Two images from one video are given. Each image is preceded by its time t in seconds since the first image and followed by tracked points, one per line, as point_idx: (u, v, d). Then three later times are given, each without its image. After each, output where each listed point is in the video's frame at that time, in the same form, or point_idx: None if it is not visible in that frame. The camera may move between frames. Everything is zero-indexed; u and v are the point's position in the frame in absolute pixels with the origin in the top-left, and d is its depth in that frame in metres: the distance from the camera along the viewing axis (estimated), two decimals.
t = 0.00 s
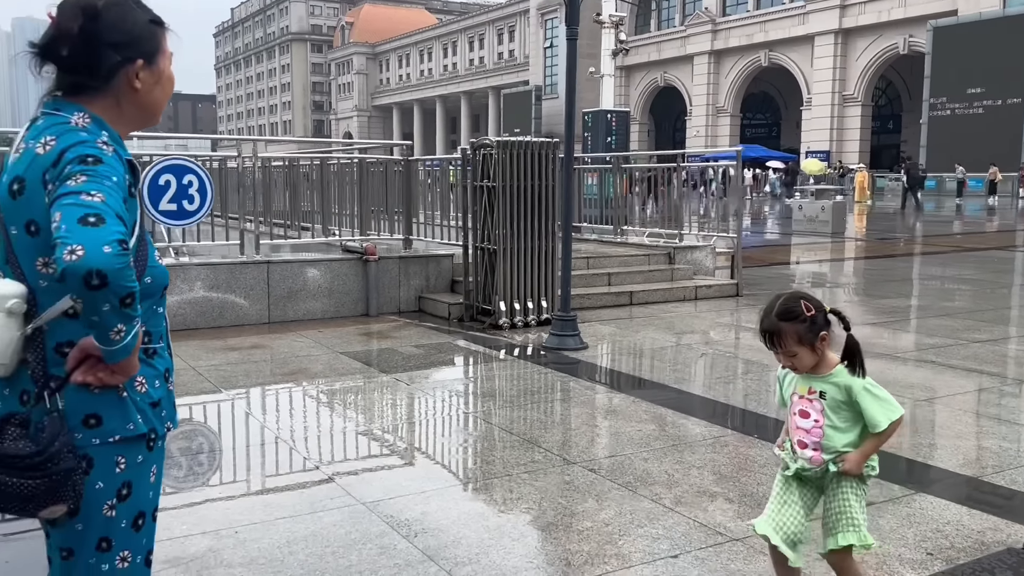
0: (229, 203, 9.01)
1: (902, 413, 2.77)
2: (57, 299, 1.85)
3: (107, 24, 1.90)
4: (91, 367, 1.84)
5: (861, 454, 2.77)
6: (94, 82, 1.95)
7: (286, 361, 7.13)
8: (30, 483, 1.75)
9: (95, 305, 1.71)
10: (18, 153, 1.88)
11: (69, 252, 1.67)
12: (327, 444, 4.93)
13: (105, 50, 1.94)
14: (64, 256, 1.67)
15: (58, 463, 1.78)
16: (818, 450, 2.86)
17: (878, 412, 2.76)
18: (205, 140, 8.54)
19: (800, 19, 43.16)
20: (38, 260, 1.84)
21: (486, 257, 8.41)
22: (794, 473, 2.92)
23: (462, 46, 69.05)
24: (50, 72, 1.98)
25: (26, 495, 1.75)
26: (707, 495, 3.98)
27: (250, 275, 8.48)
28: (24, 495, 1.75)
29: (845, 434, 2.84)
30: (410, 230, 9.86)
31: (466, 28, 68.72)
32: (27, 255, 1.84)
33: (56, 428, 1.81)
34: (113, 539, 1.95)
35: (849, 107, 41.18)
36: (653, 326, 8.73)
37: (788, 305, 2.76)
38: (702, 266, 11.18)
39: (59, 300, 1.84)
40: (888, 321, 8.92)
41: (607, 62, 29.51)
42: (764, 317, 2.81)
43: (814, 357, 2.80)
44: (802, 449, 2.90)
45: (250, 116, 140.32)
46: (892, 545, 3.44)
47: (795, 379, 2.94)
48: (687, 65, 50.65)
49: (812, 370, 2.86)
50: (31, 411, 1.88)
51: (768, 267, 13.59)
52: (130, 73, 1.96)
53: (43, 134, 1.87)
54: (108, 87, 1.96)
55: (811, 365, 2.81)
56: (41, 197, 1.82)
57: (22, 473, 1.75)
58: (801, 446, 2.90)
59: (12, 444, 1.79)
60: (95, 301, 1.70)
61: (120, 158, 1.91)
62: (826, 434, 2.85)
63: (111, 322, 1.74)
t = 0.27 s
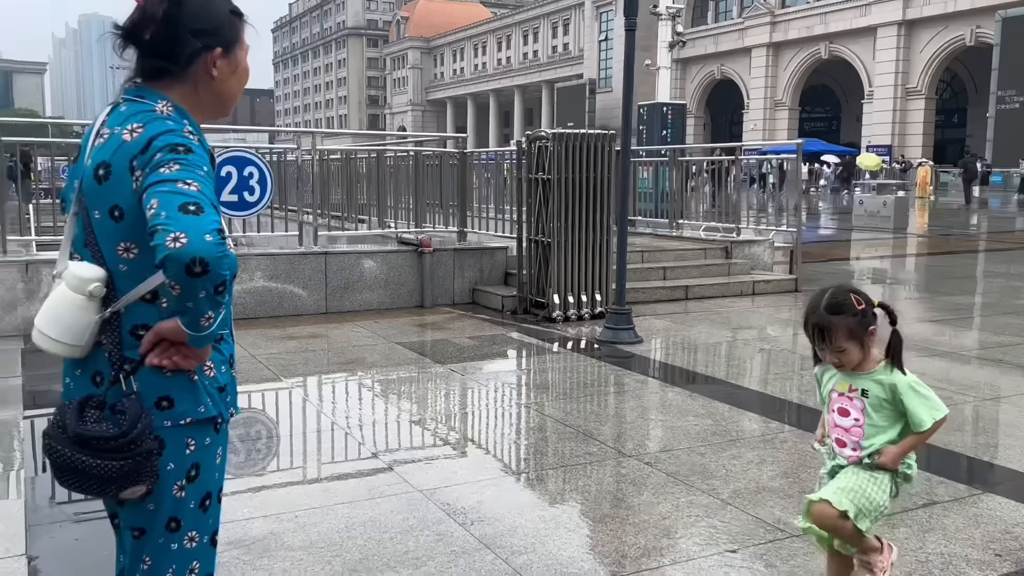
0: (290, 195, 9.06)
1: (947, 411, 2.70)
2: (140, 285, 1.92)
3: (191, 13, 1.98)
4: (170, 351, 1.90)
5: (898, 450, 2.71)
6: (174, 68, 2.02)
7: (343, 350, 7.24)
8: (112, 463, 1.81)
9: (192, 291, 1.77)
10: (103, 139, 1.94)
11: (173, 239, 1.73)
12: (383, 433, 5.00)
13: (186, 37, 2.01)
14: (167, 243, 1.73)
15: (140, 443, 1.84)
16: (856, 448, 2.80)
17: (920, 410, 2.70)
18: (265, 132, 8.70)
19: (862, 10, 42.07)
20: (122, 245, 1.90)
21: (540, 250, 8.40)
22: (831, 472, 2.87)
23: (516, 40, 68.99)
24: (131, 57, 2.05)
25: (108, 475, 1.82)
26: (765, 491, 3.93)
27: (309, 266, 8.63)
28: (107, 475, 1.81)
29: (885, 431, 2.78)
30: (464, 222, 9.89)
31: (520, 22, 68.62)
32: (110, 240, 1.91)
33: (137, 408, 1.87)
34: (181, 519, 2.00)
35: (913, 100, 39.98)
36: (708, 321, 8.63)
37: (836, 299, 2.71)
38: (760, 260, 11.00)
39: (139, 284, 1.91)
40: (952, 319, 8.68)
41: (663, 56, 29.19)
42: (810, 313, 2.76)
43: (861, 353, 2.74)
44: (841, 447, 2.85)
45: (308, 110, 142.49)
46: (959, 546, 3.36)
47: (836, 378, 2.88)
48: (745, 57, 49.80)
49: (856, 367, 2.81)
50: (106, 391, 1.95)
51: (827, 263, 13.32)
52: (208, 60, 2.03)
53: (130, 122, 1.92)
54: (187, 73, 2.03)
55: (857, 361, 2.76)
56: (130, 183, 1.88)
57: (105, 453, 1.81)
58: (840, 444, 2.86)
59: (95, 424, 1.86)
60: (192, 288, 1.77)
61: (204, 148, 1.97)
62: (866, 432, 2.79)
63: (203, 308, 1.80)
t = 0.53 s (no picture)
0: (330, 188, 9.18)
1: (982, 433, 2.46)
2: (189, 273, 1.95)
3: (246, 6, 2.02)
4: (217, 339, 1.93)
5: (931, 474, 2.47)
6: (223, 56, 2.06)
7: (382, 343, 7.29)
8: (167, 451, 1.83)
9: (249, 282, 1.82)
10: (154, 130, 1.97)
11: (234, 231, 1.77)
12: (422, 425, 5.03)
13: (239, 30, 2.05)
14: (228, 234, 1.77)
15: (194, 431, 1.87)
16: (887, 473, 2.56)
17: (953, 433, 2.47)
18: (308, 126, 8.78)
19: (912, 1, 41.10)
20: (171, 234, 1.94)
21: (580, 244, 8.37)
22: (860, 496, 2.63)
23: (558, 34, 68.75)
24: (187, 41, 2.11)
25: (163, 461, 1.84)
26: (806, 489, 3.87)
27: (350, 259, 8.70)
28: (162, 460, 1.84)
29: (917, 455, 2.54)
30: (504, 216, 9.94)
31: (562, 16, 68.36)
32: (160, 229, 1.95)
33: (187, 395, 1.89)
34: (219, 505, 2.03)
35: (963, 93, 38.86)
36: (750, 318, 8.52)
37: (867, 317, 2.47)
38: (803, 256, 10.83)
39: (186, 274, 1.95)
40: (1002, 317, 8.46)
41: (707, 49, 28.84)
42: (837, 332, 2.51)
43: (894, 375, 2.49)
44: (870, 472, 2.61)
45: (350, 105, 143.72)
46: (1007, 548, 3.27)
47: (863, 399, 2.64)
48: (790, 50, 49.01)
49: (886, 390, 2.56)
50: (152, 378, 1.98)
51: (873, 259, 13.08)
52: (257, 54, 2.06)
53: (181, 114, 1.96)
54: (234, 64, 2.06)
55: (888, 384, 2.51)
56: (182, 174, 1.91)
57: (163, 439, 1.83)
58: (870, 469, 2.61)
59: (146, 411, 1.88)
60: (250, 279, 1.81)
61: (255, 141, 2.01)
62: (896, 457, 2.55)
63: (257, 298, 1.85)
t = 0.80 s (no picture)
0: (356, 183, 9.25)
1: (1010, 436, 2.36)
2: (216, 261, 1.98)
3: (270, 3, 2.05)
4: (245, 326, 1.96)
5: (956, 481, 2.40)
6: (245, 51, 2.09)
7: (408, 337, 7.33)
8: (205, 430, 1.86)
9: (278, 265, 1.85)
10: (180, 123, 2.00)
11: (263, 214, 1.80)
12: (446, 419, 5.05)
13: (261, 25, 2.07)
14: (259, 218, 1.80)
15: (231, 412, 1.90)
16: (911, 480, 2.50)
17: (979, 438, 2.37)
18: (336, 121, 8.84)
19: None
20: (198, 223, 1.97)
21: (606, 239, 8.33)
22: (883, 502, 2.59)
23: (587, 28, 68.42)
24: (212, 34, 2.14)
25: (200, 441, 1.87)
26: (831, 486, 3.82)
27: (376, 254, 8.75)
28: (199, 441, 1.87)
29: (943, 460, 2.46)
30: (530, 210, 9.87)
31: (591, 9, 68.01)
32: (187, 218, 1.98)
33: (220, 378, 1.93)
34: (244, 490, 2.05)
35: (999, 86, 37.85)
36: (778, 313, 8.44)
37: (891, 327, 2.39)
38: (834, 251, 10.71)
39: (213, 262, 1.97)
40: None
41: (737, 42, 28.54)
42: (859, 345, 2.44)
43: (919, 385, 2.43)
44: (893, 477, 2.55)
45: (380, 100, 144.44)
46: None
47: (885, 406, 2.57)
48: (822, 43, 48.35)
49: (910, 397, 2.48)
50: (180, 364, 2.00)
51: (905, 255, 12.88)
52: (277, 50, 2.09)
53: (207, 106, 1.99)
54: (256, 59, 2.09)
55: (912, 393, 2.44)
56: (209, 164, 1.94)
57: (201, 420, 1.86)
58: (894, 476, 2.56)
59: (181, 393, 1.90)
60: (279, 261, 1.84)
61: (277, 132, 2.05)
62: (921, 464, 2.48)
63: (287, 282, 1.88)
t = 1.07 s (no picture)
0: (374, 180, 9.27)
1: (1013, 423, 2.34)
2: (238, 249, 2.01)
3: (281, 4, 2.08)
4: (267, 311, 2.00)
5: (966, 474, 2.35)
6: (256, 52, 2.11)
7: (425, 334, 7.35)
8: (228, 407, 1.90)
9: (296, 246, 1.86)
10: (201, 118, 2.03)
11: (281, 198, 1.82)
12: (463, 416, 5.06)
13: (271, 26, 2.10)
14: (277, 201, 1.82)
15: (252, 390, 1.93)
16: (918, 473, 2.42)
17: (987, 426, 2.33)
18: (354, 118, 8.87)
19: None
20: (220, 213, 2.00)
21: (623, 236, 8.31)
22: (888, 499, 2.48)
23: (605, 24, 68.16)
24: (224, 40, 2.17)
25: (221, 419, 1.90)
26: (849, 485, 3.79)
27: (394, 251, 8.77)
28: (220, 418, 1.90)
29: (950, 452, 2.40)
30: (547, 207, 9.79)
31: (609, 6, 67.73)
32: (210, 208, 2.01)
33: (244, 360, 1.97)
34: (265, 472, 2.08)
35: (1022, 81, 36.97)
36: (797, 311, 8.39)
37: (899, 312, 2.32)
38: (853, 248, 10.65)
39: (235, 250, 2.01)
40: None
41: (756, 38, 28.35)
42: (867, 331, 2.36)
43: (925, 371, 2.38)
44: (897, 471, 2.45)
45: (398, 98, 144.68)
46: None
47: (889, 395, 2.49)
48: (843, 38, 47.89)
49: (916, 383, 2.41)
50: (204, 348, 2.04)
51: (927, 252, 12.74)
52: (287, 50, 2.11)
53: (226, 102, 2.02)
54: (267, 58, 2.10)
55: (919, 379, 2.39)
56: (229, 156, 1.97)
57: (223, 397, 1.89)
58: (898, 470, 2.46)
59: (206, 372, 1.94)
60: (298, 243, 1.85)
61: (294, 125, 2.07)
62: (928, 455, 2.41)
63: (306, 264, 1.89)
